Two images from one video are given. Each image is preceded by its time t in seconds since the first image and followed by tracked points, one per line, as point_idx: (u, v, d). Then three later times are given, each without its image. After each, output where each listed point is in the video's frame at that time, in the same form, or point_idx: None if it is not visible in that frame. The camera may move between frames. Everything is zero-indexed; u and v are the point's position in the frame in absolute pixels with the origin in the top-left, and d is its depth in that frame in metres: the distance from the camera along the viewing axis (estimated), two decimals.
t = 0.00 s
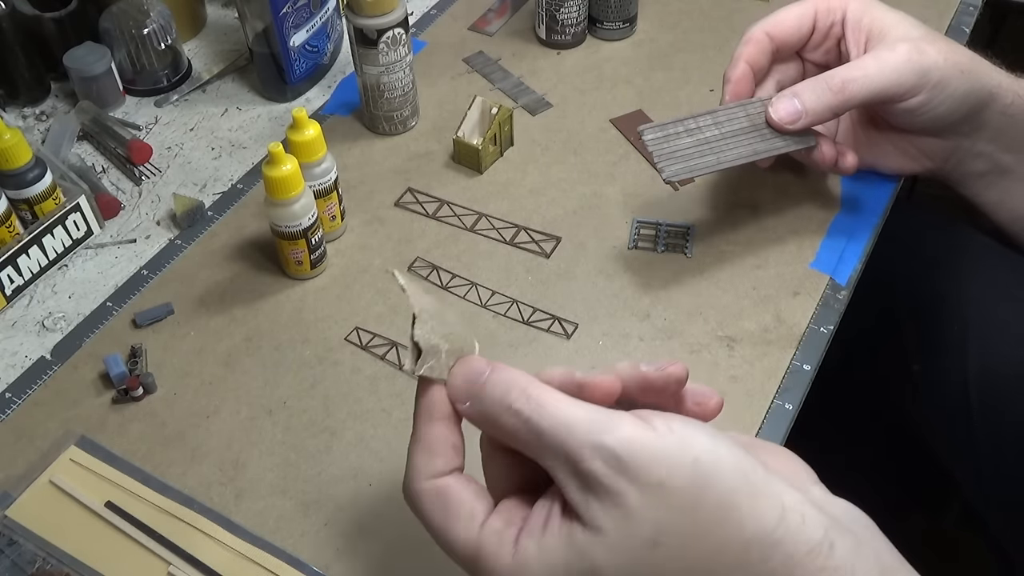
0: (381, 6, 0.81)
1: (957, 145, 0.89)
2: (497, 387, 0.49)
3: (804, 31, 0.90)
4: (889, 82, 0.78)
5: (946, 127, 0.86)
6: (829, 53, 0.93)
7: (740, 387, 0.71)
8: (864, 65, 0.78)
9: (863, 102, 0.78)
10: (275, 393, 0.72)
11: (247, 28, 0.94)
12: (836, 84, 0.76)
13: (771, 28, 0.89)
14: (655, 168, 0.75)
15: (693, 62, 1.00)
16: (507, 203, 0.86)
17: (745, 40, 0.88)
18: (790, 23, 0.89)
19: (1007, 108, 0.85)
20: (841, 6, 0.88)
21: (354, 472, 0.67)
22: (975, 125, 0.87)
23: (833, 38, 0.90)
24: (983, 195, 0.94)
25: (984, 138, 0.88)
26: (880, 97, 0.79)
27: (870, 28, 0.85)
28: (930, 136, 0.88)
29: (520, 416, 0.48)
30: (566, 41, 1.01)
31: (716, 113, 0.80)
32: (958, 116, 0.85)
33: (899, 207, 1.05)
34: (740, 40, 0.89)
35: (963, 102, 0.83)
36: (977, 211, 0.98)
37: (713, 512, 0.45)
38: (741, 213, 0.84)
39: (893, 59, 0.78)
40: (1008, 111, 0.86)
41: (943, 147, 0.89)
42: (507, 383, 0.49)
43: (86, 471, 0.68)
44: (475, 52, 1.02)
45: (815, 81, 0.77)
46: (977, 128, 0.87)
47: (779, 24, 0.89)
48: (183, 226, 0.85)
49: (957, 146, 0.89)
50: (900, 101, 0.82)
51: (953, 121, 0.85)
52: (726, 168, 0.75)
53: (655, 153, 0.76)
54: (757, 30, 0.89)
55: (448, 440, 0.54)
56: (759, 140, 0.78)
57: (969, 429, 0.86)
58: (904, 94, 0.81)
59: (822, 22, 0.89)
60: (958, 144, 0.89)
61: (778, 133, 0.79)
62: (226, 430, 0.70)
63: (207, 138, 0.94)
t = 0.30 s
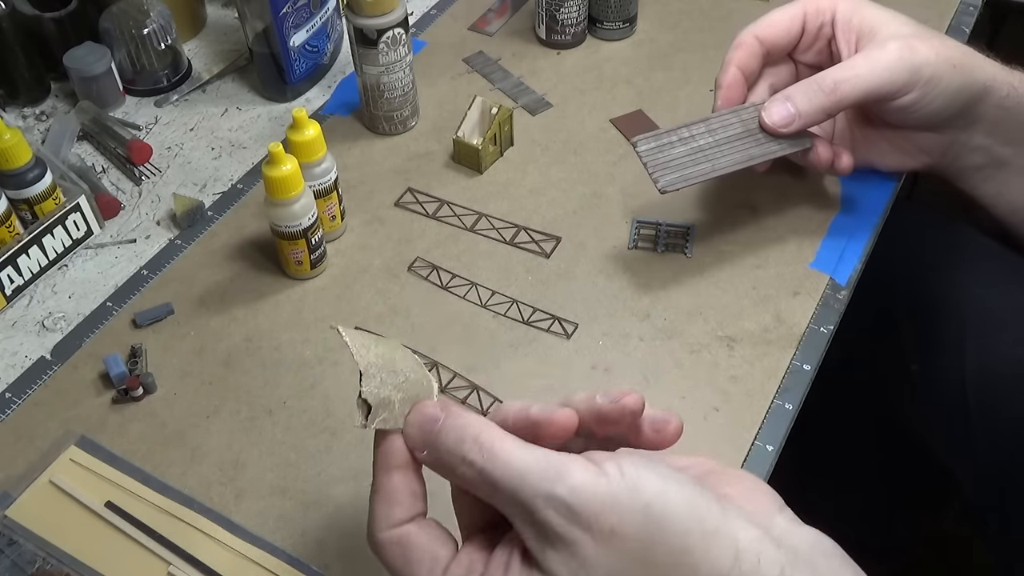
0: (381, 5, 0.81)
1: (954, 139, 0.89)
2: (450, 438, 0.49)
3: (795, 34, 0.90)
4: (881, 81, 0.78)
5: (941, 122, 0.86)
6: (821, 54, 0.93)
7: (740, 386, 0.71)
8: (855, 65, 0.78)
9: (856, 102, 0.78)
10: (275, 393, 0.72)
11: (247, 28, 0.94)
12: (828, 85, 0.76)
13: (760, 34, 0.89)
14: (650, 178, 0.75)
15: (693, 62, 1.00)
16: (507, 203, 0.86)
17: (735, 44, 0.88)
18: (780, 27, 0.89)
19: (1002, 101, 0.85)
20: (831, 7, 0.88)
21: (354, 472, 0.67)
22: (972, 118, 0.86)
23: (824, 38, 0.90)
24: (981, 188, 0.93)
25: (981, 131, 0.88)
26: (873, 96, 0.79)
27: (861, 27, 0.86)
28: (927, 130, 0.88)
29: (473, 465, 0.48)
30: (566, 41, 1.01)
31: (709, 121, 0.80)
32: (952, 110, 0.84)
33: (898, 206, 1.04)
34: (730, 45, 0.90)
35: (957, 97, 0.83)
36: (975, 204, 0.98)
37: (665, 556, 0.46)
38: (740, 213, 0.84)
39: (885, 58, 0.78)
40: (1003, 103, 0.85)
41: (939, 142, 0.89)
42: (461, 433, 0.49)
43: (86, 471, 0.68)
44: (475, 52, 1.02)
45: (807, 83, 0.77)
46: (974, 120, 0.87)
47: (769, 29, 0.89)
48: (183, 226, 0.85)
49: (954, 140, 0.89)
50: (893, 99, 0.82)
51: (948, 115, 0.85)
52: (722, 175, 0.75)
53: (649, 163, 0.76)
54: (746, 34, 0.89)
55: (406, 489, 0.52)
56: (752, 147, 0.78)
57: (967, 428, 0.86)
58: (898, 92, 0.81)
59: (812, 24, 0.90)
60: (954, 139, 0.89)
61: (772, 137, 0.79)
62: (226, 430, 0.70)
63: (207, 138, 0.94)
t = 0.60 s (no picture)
0: (381, 5, 0.81)
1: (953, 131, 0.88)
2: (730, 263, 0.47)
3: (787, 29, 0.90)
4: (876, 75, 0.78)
5: (938, 115, 0.86)
6: (814, 51, 0.92)
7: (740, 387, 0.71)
8: (848, 61, 0.77)
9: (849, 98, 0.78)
10: (275, 393, 0.72)
11: (247, 28, 0.94)
12: (821, 82, 0.76)
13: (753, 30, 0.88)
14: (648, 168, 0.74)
15: (693, 62, 1.00)
16: (507, 203, 0.86)
17: (726, 39, 0.88)
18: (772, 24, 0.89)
19: (1001, 91, 0.84)
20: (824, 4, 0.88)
21: (353, 472, 0.67)
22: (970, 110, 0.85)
23: (816, 34, 0.90)
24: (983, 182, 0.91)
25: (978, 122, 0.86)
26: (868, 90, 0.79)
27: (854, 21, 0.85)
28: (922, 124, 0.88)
29: (715, 274, 0.47)
30: (566, 41, 1.01)
31: (704, 116, 0.79)
32: (947, 101, 0.84)
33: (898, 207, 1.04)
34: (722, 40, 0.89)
35: (954, 89, 0.83)
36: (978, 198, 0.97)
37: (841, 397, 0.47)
38: (741, 214, 0.84)
39: (878, 52, 0.78)
40: (1002, 93, 0.84)
41: (937, 136, 0.88)
42: (693, 226, 0.48)
43: (86, 471, 0.68)
44: (475, 52, 1.02)
45: (800, 82, 0.76)
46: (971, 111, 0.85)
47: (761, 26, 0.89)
48: (183, 226, 0.85)
49: (951, 132, 0.88)
50: (889, 93, 0.82)
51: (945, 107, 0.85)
52: (719, 168, 0.75)
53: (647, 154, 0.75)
54: (738, 29, 0.88)
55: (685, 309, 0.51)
56: (750, 142, 0.78)
57: (966, 432, 0.85)
58: (893, 85, 0.81)
59: (804, 19, 0.89)
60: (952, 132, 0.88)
61: (764, 133, 0.79)
62: (226, 430, 0.70)
63: (207, 138, 0.94)
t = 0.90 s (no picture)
0: (381, 6, 0.81)
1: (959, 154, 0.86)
2: (822, 241, 0.54)
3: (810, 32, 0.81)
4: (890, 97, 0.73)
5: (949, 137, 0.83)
6: (824, 61, 0.85)
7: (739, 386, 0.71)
8: (862, 73, 0.72)
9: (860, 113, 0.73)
10: (275, 393, 0.72)
11: (247, 28, 0.94)
12: (834, 94, 0.71)
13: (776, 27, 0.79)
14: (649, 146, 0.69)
15: (693, 62, 1.00)
16: (507, 203, 0.86)
17: (754, 32, 0.78)
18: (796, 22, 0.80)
19: (1013, 113, 0.82)
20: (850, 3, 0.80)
21: (353, 472, 0.67)
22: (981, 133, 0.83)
23: (835, 45, 0.82)
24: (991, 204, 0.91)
25: (993, 147, 0.85)
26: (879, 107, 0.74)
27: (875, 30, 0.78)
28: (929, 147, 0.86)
29: (806, 246, 0.54)
30: (566, 41, 1.01)
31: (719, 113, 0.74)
32: (961, 127, 0.82)
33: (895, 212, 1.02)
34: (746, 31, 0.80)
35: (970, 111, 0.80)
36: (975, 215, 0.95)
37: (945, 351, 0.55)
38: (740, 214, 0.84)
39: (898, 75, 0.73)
40: (1013, 117, 0.82)
41: (942, 158, 0.86)
42: (792, 204, 0.56)
43: (86, 471, 0.68)
44: (475, 52, 1.03)
45: (813, 90, 0.71)
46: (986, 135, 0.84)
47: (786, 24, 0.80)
48: (183, 226, 0.85)
49: (959, 157, 0.86)
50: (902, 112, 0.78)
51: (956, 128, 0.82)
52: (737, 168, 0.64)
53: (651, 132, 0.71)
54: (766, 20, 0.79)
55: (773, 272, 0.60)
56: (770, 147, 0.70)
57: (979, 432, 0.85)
58: (908, 105, 0.76)
59: (827, 24, 0.80)
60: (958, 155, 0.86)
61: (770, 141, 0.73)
62: (227, 430, 0.70)
63: (207, 138, 0.94)
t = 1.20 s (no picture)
0: (381, 6, 0.81)
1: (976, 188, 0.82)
2: (831, 231, 0.57)
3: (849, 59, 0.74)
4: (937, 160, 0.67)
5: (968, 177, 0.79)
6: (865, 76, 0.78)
7: (739, 386, 0.71)
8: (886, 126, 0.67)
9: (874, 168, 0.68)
10: (276, 393, 0.72)
11: (247, 28, 0.94)
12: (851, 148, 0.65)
13: (809, 59, 0.72)
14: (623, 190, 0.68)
15: (693, 62, 1.00)
16: (507, 203, 0.86)
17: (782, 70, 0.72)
18: (833, 51, 0.73)
19: None
20: (897, 34, 0.72)
21: (353, 472, 0.67)
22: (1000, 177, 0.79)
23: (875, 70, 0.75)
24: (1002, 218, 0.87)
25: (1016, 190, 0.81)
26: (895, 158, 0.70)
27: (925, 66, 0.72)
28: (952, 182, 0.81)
29: (816, 236, 0.57)
30: (566, 41, 1.01)
31: (710, 140, 0.71)
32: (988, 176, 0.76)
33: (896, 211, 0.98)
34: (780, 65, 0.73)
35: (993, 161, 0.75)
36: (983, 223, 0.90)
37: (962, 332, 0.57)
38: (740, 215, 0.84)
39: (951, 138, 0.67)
40: None
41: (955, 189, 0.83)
42: (803, 198, 0.59)
43: (86, 471, 0.68)
44: (475, 52, 1.03)
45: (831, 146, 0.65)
46: (1010, 179, 0.79)
47: (821, 53, 0.72)
48: (183, 226, 0.85)
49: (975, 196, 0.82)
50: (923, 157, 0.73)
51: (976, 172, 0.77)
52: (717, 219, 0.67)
53: (631, 171, 0.69)
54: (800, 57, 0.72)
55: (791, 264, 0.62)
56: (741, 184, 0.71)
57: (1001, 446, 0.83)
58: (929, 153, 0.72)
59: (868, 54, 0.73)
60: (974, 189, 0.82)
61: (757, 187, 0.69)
62: (227, 430, 0.70)
63: (208, 138, 0.94)
